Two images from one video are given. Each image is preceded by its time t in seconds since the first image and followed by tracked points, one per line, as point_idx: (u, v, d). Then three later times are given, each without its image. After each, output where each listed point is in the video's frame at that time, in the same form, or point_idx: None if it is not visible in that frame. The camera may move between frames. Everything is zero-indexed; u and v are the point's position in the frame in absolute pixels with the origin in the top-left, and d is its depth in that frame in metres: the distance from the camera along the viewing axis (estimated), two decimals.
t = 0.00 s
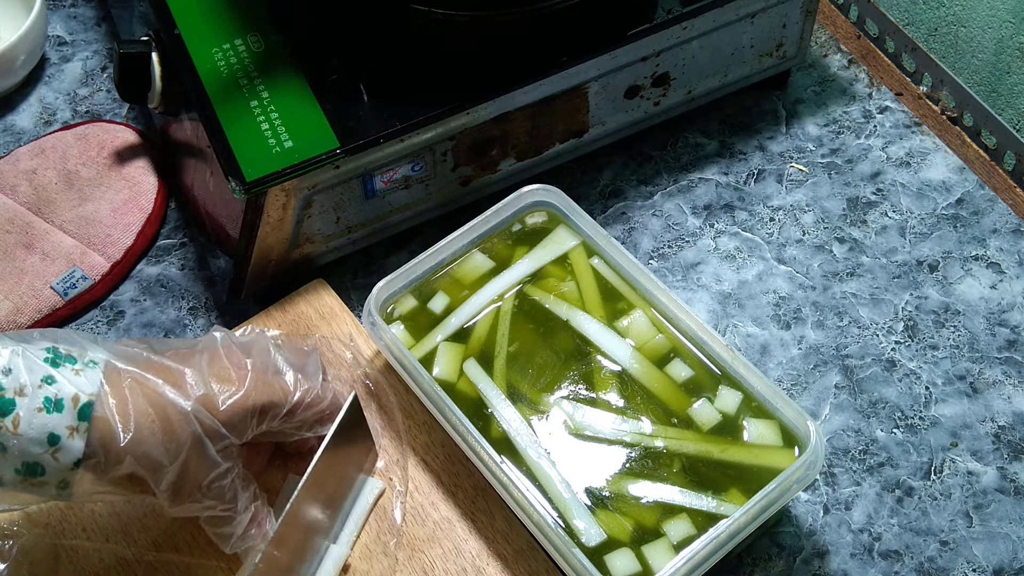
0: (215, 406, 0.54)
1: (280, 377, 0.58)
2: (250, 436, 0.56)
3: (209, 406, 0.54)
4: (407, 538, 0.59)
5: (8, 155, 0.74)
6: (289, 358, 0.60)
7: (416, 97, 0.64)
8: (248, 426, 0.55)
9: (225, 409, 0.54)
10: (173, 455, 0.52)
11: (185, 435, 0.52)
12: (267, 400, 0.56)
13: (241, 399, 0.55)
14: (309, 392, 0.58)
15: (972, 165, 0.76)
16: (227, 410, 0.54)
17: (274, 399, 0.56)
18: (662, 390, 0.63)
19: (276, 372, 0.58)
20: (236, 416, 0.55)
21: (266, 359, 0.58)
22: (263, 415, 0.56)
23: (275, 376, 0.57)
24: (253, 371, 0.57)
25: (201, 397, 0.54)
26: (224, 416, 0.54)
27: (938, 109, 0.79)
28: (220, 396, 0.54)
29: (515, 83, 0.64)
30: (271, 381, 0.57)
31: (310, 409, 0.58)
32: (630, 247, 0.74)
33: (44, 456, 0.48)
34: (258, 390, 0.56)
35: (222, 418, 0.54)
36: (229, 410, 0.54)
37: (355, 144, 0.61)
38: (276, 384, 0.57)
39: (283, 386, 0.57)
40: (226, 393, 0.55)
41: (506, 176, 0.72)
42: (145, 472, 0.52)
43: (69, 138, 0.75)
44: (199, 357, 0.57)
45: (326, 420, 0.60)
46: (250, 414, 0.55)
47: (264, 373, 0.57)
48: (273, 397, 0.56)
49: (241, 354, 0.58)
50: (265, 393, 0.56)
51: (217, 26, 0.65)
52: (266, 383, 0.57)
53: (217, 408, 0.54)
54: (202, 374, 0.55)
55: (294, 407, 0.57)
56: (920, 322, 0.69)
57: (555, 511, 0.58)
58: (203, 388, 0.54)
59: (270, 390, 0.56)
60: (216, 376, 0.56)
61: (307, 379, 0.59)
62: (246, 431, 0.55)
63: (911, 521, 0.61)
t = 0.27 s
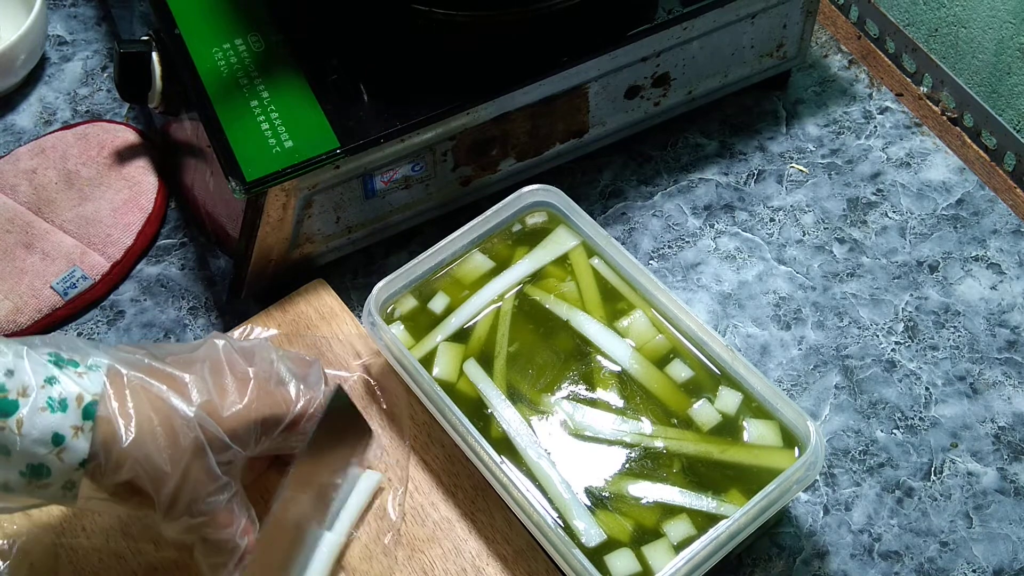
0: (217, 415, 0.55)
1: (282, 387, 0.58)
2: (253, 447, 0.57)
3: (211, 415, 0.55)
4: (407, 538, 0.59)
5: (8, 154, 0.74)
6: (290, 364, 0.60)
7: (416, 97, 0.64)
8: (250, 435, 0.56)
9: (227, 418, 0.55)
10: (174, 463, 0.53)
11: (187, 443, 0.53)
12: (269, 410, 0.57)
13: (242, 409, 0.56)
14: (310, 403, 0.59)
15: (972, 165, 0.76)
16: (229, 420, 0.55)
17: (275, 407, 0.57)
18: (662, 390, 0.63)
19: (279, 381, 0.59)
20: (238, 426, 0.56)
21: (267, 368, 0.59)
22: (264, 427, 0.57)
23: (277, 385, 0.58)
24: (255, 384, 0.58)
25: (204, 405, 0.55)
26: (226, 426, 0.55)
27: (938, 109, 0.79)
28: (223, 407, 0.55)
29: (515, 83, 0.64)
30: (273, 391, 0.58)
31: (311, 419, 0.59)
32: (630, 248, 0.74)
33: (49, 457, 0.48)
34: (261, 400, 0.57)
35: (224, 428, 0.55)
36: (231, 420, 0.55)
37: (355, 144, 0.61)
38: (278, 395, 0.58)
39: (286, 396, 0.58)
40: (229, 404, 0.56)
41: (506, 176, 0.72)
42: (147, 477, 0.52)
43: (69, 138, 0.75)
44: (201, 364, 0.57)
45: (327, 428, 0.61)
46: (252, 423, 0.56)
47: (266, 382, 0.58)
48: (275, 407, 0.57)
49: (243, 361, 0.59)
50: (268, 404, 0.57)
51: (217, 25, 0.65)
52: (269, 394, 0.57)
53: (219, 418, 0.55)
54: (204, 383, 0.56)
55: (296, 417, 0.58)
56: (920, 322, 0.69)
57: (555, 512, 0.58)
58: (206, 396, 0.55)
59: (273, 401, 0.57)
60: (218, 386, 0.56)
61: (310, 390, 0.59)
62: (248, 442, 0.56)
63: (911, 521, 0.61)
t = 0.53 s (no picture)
0: (219, 433, 0.54)
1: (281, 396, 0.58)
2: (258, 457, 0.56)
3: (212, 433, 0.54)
4: (407, 539, 0.59)
5: (8, 154, 0.74)
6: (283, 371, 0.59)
7: (416, 97, 0.64)
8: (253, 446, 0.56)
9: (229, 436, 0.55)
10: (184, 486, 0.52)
11: (192, 467, 0.52)
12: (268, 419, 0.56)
13: (242, 423, 0.55)
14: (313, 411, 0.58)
15: (972, 166, 0.76)
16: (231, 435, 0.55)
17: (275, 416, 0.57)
18: (662, 390, 0.63)
19: (277, 390, 0.58)
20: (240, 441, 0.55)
21: (265, 378, 0.58)
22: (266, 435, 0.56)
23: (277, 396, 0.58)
24: (251, 395, 0.57)
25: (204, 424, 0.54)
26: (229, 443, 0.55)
27: (938, 110, 0.79)
28: (223, 422, 0.55)
29: (515, 83, 0.64)
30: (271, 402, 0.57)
31: (314, 423, 0.59)
32: (630, 248, 0.74)
33: (52, 494, 0.48)
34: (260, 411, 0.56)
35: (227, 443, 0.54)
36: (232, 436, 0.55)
37: (355, 144, 0.61)
38: (276, 403, 0.57)
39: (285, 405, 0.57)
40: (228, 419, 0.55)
41: (506, 176, 0.72)
42: (154, 499, 0.52)
43: (69, 138, 0.75)
44: (195, 381, 0.57)
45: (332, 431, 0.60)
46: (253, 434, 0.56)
47: (264, 394, 0.57)
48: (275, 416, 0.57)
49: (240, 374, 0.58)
50: (267, 414, 0.56)
51: (217, 26, 0.65)
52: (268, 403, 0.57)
53: (221, 434, 0.54)
54: (199, 402, 0.55)
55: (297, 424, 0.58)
56: (920, 323, 0.69)
57: (555, 512, 0.58)
58: (205, 415, 0.55)
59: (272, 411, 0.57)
60: (214, 402, 0.56)
61: (307, 395, 0.59)
62: (252, 455, 0.56)
63: (910, 522, 0.61)
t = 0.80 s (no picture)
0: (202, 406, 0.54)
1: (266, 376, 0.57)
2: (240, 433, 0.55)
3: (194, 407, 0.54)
4: (407, 539, 0.59)
5: (9, 155, 0.74)
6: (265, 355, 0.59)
7: (417, 98, 0.64)
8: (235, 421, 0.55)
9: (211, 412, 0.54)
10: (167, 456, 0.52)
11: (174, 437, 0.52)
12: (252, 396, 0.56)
13: (226, 398, 0.55)
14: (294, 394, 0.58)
15: (972, 167, 0.76)
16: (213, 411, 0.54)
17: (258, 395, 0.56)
18: (662, 391, 0.63)
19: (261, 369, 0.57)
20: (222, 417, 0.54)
21: (249, 357, 0.58)
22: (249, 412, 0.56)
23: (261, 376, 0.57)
24: (236, 372, 0.56)
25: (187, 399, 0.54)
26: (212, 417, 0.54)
27: (938, 111, 0.79)
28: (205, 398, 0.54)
29: (515, 83, 0.64)
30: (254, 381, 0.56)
31: (297, 404, 0.58)
32: (630, 248, 0.74)
33: (33, 460, 0.47)
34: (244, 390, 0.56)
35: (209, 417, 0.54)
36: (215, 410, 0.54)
37: (355, 144, 0.61)
38: (261, 381, 0.57)
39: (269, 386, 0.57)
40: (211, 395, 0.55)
41: (506, 177, 0.72)
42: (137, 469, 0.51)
43: (69, 138, 0.75)
44: (179, 358, 0.56)
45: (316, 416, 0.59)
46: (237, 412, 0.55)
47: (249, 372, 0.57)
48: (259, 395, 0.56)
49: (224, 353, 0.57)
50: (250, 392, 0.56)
51: (217, 26, 0.65)
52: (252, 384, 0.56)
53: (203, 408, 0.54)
54: (183, 376, 0.55)
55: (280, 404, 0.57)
56: (920, 323, 0.69)
57: (556, 512, 0.58)
58: (188, 389, 0.54)
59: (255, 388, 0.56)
60: (198, 378, 0.55)
61: (292, 376, 0.58)
62: (236, 432, 0.55)
63: (911, 523, 0.61)
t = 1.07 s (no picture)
0: (197, 395, 0.54)
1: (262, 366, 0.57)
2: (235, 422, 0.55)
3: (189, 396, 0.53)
4: (407, 539, 0.59)
5: (9, 155, 0.74)
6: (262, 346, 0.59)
7: (417, 98, 0.64)
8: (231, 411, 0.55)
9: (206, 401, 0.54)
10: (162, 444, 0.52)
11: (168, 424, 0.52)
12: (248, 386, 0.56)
13: (222, 387, 0.55)
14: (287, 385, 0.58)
15: (972, 168, 0.76)
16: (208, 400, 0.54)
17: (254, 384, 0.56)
18: (662, 391, 0.63)
19: (257, 359, 0.58)
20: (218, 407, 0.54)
21: (243, 346, 0.58)
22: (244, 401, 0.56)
23: (256, 366, 0.57)
24: (231, 361, 0.56)
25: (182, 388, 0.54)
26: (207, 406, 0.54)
27: (938, 111, 0.79)
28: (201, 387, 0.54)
29: (515, 83, 0.64)
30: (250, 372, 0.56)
31: (290, 394, 0.58)
32: (630, 249, 0.74)
33: (25, 453, 0.47)
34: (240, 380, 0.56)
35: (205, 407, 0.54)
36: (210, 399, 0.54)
37: (355, 144, 0.61)
38: (256, 369, 0.57)
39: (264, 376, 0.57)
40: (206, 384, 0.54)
41: (506, 177, 0.72)
42: (132, 458, 0.51)
43: (69, 138, 0.75)
44: (176, 348, 0.56)
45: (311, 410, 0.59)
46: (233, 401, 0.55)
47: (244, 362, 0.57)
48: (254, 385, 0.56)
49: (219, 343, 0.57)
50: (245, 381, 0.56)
51: (217, 26, 0.65)
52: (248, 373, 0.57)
53: (198, 396, 0.54)
54: (179, 364, 0.55)
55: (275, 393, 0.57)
56: (920, 324, 0.69)
57: (556, 513, 0.58)
58: (183, 378, 0.54)
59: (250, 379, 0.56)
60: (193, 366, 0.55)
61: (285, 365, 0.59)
62: (231, 419, 0.55)
63: (911, 523, 0.61)
